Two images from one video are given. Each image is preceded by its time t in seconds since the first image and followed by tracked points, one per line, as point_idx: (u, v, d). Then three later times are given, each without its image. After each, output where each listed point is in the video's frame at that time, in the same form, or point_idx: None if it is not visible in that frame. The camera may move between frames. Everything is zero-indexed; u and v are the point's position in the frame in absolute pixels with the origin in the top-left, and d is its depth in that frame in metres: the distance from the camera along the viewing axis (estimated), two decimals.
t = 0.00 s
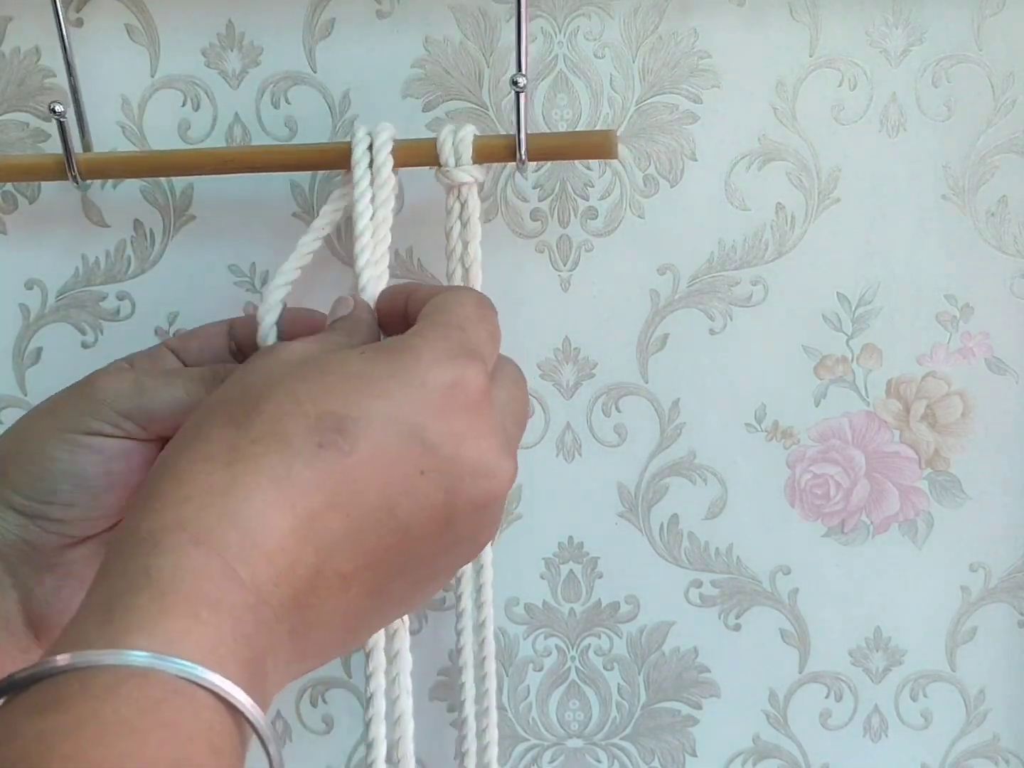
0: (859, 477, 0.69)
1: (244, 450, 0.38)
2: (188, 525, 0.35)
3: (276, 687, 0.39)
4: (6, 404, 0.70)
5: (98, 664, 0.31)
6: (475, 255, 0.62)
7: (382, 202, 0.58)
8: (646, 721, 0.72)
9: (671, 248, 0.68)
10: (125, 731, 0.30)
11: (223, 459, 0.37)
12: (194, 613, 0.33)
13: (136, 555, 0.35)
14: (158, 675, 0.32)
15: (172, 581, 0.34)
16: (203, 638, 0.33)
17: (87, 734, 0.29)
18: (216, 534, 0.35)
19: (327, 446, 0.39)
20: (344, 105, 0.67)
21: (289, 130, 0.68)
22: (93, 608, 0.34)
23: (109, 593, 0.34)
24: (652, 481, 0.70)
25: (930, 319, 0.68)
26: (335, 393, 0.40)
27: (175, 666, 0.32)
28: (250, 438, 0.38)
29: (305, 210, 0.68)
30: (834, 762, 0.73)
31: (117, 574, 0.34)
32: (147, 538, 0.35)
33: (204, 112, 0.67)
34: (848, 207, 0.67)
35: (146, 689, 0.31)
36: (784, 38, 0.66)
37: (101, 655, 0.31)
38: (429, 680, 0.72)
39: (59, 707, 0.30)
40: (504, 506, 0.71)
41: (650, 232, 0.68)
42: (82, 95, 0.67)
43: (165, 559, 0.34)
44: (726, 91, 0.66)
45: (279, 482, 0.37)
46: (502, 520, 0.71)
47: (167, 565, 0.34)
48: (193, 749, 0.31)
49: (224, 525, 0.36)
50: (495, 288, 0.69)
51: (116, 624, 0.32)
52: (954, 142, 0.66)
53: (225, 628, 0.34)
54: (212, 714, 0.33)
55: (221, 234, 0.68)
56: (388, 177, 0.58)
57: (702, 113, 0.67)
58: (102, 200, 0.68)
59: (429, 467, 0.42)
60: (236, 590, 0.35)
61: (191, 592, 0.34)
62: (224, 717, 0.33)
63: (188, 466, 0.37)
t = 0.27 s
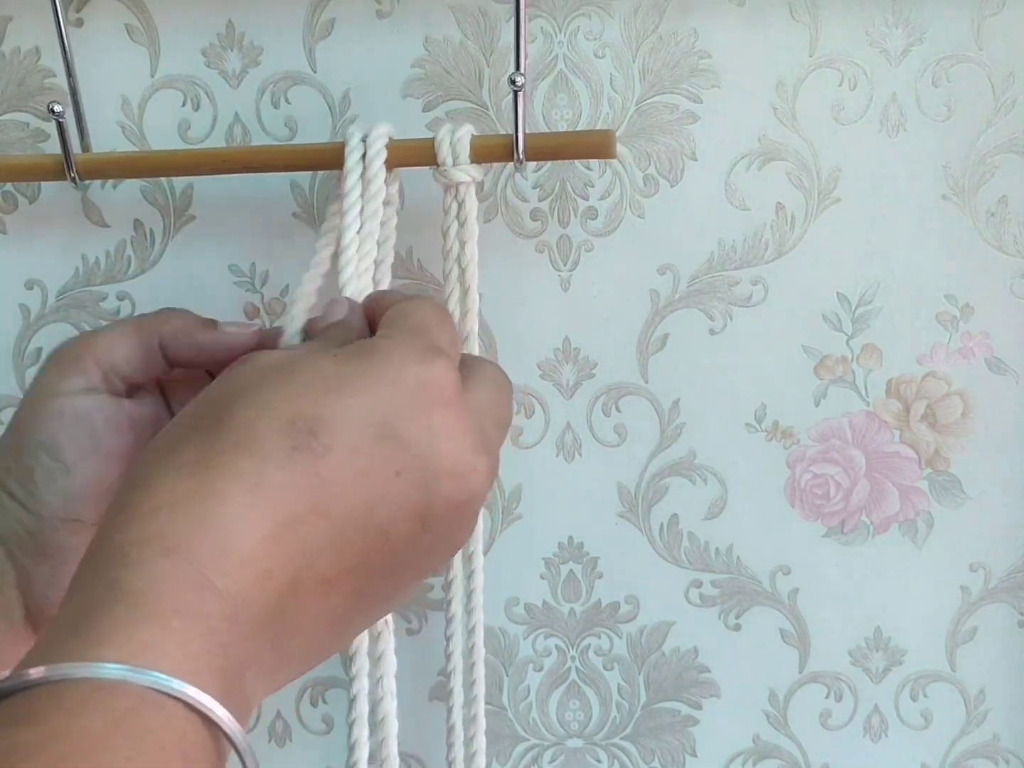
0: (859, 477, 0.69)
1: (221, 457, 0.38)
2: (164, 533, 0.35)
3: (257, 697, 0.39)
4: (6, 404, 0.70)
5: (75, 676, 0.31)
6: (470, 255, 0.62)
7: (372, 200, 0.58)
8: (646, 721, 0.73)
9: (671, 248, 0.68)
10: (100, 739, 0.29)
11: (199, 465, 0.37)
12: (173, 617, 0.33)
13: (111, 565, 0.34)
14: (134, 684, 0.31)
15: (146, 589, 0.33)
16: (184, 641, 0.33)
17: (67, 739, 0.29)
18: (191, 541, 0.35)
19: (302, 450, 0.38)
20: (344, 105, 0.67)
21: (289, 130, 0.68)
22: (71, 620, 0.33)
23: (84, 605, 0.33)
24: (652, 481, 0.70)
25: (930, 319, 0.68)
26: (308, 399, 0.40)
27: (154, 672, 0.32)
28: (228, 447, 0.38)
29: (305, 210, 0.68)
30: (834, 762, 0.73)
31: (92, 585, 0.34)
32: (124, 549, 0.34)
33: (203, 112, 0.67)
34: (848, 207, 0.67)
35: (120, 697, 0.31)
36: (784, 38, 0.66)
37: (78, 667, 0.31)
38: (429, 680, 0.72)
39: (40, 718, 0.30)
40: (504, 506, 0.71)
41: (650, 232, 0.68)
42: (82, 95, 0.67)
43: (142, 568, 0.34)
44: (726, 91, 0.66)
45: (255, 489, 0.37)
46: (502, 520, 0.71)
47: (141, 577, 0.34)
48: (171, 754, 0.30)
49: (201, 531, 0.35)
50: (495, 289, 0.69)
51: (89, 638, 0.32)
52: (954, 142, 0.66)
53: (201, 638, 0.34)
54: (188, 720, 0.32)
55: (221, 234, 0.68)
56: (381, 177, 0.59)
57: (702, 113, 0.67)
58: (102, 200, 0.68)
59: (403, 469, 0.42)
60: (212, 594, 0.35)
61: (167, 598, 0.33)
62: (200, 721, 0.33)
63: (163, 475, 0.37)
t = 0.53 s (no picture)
0: (859, 477, 0.69)
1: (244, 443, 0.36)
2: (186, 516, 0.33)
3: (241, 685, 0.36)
4: (5, 404, 0.70)
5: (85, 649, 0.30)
6: (453, 248, 0.60)
7: (359, 216, 0.58)
8: (646, 721, 0.72)
9: (671, 248, 0.68)
10: (113, 726, 0.28)
11: (220, 450, 0.36)
12: (196, 610, 0.32)
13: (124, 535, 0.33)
14: (143, 663, 0.30)
15: (170, 570, 0.32)
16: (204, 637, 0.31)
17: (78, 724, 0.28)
18: (214, 528, 0.33)
19: (324, 453, 0.37)
20: (344, 106, 0.67)
21: (289, 130, 0.68)
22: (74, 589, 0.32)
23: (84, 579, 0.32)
24: (652, 481, 0.70)
25: (930, 319, 0.68)
26: (344, 407, 0.38)
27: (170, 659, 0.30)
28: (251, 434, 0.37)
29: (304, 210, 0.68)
30: (834, 762, 0.72)
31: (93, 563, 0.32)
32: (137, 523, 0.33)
33: (203, 112, 0.67)
34: (848, 207, 0.68)
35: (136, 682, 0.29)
36: (783, 38, 0.66)
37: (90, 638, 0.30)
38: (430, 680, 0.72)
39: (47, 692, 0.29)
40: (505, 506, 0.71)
41: (650, 232, 0.68)
42: (82, 95, 0.67)
43: (162, 548, 0.32)
44: (726, 91, 0.66)
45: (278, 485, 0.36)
46: (502, 520, 0.71)
47: (150, 551, 0.32)
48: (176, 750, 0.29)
49: (223, 522, 0.34)
50: (495, 289, 0.69)
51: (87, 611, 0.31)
52: (954, 142, 0.66)
53: (204, 621, 0.32)
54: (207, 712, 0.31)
55: (221, 235, 0.68)
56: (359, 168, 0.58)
57: (702, 113, 0.67)
58: (102, 200, 0.68)
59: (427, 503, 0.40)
60: (232, 592, 0.33)
61: (189, 590, 0.32)
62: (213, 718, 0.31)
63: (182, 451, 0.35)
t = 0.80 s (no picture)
0: (859, 477, 0.69)
1: (365, 495, 0.41)
2: (325, 563, 0.38)
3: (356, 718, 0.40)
4: (5, 404, 0.70)
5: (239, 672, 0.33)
6: (453, 254, 0.61)
7: (343, 230, 0.58)
8: (646, 721, 0.72)
9: (671, 248, 0.68)
10: (267, 743, 0.32)
11: (352, 503, 0.41)
12: (344, 645, 0.36)
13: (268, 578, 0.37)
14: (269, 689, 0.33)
15: (316, 609, 0.36)
16: (350, 673, 0.36)
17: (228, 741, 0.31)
18: (350, 575, 0.38)
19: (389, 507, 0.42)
20: (344, 106, 0.67)
21: (289, 130, 0.67)
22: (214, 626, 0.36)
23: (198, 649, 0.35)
24: (652, 481, 0.70)
25: (930, 319, 0.68)
26: (461, 446, 0.48)
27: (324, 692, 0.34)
28: (371, 487, 0.42)
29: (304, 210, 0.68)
30: (834, 762, 0.72)
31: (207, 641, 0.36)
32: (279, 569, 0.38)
33: (203, 112, 0.67)
34: (848, 207, 0.67)
35: (295, 709, 0.33)
36: (784, 38, 0.66)
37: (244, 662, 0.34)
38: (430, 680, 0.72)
39: (205, 710, 0.32)
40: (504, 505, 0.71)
41: (650, 232, 0.68)
42: (83, 95, 0.67)
43: (308, 588, 0.37)
44: (726, 91, 0.66)
45: (399, 538, 0.41)
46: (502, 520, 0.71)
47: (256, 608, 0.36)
48: None
49: (361, 566, 0.38)
50: (495, 288, 0.69)
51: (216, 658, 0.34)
52: (955, 141, 0.67)
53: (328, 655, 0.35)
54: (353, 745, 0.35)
55: (221, 234, 0.68)
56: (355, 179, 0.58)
57: (702, 113, 0.67)
58: (102, 201, 0.68)
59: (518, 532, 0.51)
60: (371, 629, 0.38)
61: (340, 626, 0.36)
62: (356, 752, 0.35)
63: (319, 503, 0.41)
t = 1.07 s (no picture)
0: (859, 477, 0.69)
1: (358, 431, 0.43)
2: (326, 493, 0.39)
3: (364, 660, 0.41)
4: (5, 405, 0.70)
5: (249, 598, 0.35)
6: (450, 253, 0.61)
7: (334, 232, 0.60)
8: (646, 721, 0.72)
9: (671, 248, 0.68)
10: (280, 658, 0.33)
11: (347, 438, 0.42)
12: (350, 566, 0.37)
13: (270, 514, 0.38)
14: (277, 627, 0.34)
15: (320, 534, 0.37)
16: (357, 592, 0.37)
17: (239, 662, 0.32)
18: (351, 500, 0.39)
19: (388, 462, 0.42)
20: (344, 106, 0.67)
21: (289, 130, 0.68)
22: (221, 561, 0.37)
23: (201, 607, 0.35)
24: (652, 482, 0.70)
25: (930, 319, 0.68)
26: (451, 391, 0.49)
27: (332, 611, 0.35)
28: (364, 422, 0.43)
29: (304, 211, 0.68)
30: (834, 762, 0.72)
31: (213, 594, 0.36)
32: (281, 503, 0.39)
33: (203, 112, 0.67)
34: (848, 207, 0.68)
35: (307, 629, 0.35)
36: (783, 38, 0.66)
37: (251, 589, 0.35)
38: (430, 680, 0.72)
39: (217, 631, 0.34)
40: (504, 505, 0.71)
41: (650, 232, 0.68)
42: (83, 95, 0.67)
43: (310, 516, 0.38)
44: (726, 91, 0.66)
45: (395, 466, 0.42)
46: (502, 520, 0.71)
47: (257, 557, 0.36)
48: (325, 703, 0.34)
49: (362, 491, 0.40)
50: (495, 288, 0.69)
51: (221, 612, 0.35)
52: (955, 142, 0.67)
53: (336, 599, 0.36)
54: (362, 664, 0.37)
55: (221, 235, 0.68)
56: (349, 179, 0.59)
57: (702, 113, 0.67)
58: (102, 201, 0.68)
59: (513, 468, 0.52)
60: (376, 551, 0.39)
61: (344, 548, 0.38)
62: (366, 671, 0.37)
63: (315, 442, 0.42)
